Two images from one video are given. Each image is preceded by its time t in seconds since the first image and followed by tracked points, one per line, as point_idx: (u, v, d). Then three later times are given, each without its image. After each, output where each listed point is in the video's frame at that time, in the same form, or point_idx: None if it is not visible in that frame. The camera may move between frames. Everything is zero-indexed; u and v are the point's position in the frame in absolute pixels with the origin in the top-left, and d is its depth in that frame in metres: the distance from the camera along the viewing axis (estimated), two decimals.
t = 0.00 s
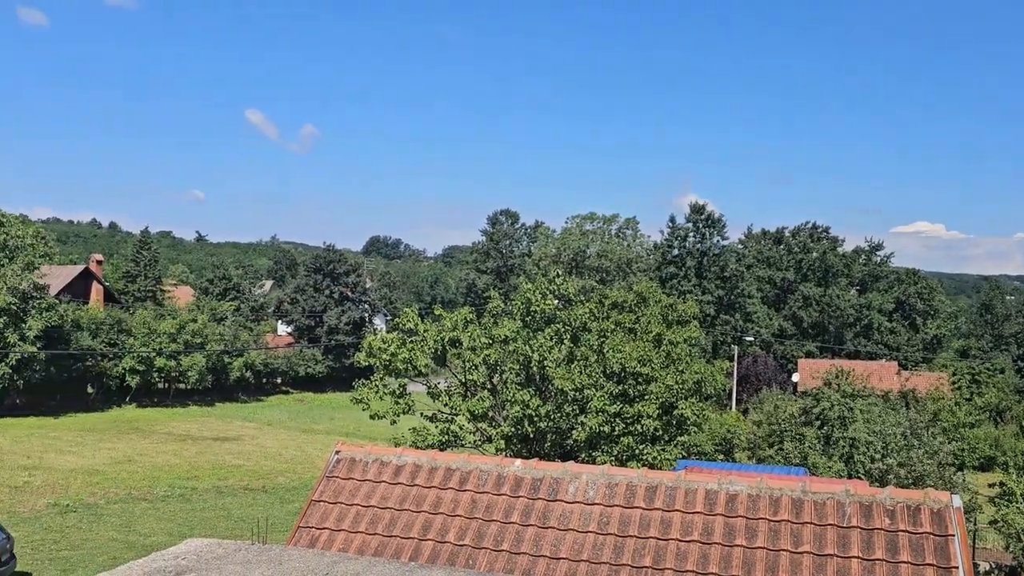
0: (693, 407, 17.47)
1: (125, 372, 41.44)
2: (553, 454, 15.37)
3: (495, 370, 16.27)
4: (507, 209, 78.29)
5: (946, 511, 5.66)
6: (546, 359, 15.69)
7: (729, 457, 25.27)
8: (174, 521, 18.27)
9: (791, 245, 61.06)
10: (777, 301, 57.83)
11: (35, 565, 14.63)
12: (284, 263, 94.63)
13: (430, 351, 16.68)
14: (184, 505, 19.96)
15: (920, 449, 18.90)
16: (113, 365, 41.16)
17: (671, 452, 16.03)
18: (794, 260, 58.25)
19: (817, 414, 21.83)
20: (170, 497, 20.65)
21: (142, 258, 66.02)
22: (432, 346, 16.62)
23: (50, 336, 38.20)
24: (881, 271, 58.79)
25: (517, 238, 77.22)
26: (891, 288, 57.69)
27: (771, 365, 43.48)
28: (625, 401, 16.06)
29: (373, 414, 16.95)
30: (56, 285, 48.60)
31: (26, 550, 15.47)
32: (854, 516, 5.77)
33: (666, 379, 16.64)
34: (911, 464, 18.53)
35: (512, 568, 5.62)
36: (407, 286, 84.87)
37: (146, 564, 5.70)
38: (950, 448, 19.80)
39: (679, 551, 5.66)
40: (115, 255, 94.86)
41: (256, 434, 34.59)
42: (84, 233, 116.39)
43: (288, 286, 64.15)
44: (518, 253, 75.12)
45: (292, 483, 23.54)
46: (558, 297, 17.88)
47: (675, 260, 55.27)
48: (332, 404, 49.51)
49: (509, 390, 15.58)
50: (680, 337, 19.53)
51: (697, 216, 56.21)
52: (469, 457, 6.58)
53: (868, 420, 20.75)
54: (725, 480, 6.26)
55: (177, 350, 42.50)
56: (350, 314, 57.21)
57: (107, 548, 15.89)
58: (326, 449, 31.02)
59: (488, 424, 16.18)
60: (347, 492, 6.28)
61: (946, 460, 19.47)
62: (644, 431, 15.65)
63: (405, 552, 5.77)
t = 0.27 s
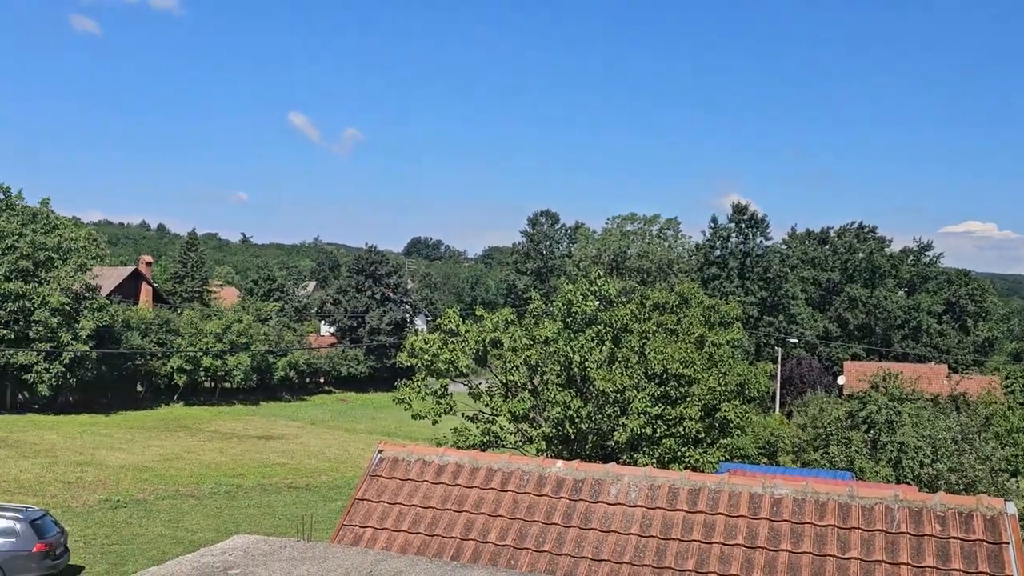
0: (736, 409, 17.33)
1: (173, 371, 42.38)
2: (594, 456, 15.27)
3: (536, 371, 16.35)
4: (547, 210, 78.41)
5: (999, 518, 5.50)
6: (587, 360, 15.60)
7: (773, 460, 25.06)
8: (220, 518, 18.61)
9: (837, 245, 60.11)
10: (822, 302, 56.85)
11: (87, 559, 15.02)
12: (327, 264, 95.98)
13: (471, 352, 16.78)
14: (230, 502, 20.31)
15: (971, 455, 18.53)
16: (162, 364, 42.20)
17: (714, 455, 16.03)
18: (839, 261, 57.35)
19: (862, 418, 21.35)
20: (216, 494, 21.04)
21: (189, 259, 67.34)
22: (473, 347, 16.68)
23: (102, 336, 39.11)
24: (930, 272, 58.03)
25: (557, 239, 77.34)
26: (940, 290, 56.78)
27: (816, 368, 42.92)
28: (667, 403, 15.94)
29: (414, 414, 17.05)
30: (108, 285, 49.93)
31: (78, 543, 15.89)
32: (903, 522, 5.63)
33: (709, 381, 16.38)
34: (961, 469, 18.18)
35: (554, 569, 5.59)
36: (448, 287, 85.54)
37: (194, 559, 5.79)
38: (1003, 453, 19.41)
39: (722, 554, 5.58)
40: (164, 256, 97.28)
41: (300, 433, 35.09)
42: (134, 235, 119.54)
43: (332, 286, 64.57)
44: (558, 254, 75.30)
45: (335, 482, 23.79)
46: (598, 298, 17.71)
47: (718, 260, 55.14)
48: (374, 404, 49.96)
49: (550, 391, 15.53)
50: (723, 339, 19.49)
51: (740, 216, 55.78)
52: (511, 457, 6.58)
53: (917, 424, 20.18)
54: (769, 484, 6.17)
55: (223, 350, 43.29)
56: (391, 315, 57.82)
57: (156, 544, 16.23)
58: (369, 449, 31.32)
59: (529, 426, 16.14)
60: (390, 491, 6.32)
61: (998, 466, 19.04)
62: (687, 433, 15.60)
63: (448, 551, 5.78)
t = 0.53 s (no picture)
0: (780, 411, 17.09)
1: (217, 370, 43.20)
2: (635, 457, 15.12)
3: (576, 372, 16.41)
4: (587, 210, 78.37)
5: None
6: (627, 361, 15.59)
7: (817, 463, 24.67)
8: (264, 515, 18.87)
9: (883, 244, 59.01)
10: (868, 302, 55.69)
11: (136, 553, 15.37)
12: (369, 264, 97.00)
13: (512, 352, 16.84)
14: (274, 500, 20.60)
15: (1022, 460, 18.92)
16: (207, 363, 43.07)
17: (756, 458, 15.86)
18: (886, 261, 56.34)
19: (911, 422, 20.86)
20: (260, 491, 21.36)
21: (234, 260, 68.42)
22: (513, 347, 16.75)
23: (151, 337, 40.38)
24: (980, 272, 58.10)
25: (597, 239, 77.31)
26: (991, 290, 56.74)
27: (862, 370, 42.42)
28: (709, 405, 15.73)
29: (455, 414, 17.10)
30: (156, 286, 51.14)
31: (128, 538, 16.26)
32: (954, 528, 5.47)
33: (752, 383, 16.11)
34: (1015, 475, 18.58)
35: (595, 570, 5.51)
36: (487, 287, 86.07)
37: (239, 555, 5.84)
38: None
39: (766, 558, 5.45)
40: (211, 256, 99.35)
41: (341, 432, 35.50)
42: (181, 237, 122.38)
43: (373, 287, 64.94)
44: (598, 254, 75.32)
45: (378, 481, 23.99)
46: (639, 299, 17.78)
47: (760, 261, 54.48)
48: (415, 404, 50.32)
49: (591, 392, 15.46)
50: (767, 339, 19.30)
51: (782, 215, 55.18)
52: (551, 457, 6.54)
53: (966, 428, 19.82)
54: (815, 487, 6.07)
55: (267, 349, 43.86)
56: (432, 315, 58.28)
57: (202, 540, 16.51)
58: (411, 448, 31.51)
59: (569, 426, 16.06)
60: (431, 490, 6.33)
61: None
62: (729, 435, 15.41)
63: (489, 551, 5.75)
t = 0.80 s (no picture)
0: (823, 413, 17.15)
1: (261, 369, 44.05)
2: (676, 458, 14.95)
3: (616, 372, 16.16)
4: (627, 209, 78.06)
5: None
6: (668, 361, 15.38)
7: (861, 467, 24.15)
8: (307, 513, 19.09)
9: (931, 243, 57.68)
10: (913, 303, 54.74)
11: (183, 548, 15.68)
12: (409, 264, 97.70)
13: (551, 352, 16.55)
14: (316, 497, 20.85)
15: None
16: (251, 362, 43.80)
17: (800, 459, 15.96)
18: (933, 260, 55.25)
19: (961, 424, 20.40)
20: (303, 489, 21.65)
21: (276, 261, 69.29)
22: (553, 347, 16.43)
23: (198, 337, 41.47)
24: None
25: (636, 239, 77.09)
26: None
27: (908, 372, 41.71)
28: (751, 406, 15.79)
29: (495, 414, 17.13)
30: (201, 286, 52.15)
31: (175, 532, 16.59)
32: (1007, 534, 5.31)
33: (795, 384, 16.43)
34: None
35: (637, 571, 5.45)
36: (526, 287, 86.39)
37: (284, 551, 5.92)
38: None
39: (811, 562, 5.36)
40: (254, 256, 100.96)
41: (382, 431, 35.84)
42: (225, 237, 124.73)
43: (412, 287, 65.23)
44: (636, 254, 75.11)
45: (418, 479, 24.15)
46: (680, 298, 16.99)
47: (803, 260, 52.49)
48: (455, 403, 50.66)
49: (631, 392, 15.32)
50: (810, 340, 19.02)
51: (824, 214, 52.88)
52: (592, 458, 6.49)
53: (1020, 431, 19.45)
54: (861, 490, 5.92)
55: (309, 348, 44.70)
56: (471, 315, 58.52)
57: (247, 536, 16.77)
58: (451, 447, 31.66)
59: (610, 426, 15.78)
60: (472, 489, 6.33)
61: None
62: (772, 436, 15.44)
63: (529, 551, 5.73)
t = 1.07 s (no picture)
0: (870, 414, 16.60)
1: (303, 367, 44.84)
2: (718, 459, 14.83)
3: (657, 371, 15.96)
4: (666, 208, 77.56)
5: None
6: (710, 361, 15.42)
7: (908, 470, 23.46)
8: (348, 510, 19.28)
9: (981, 240, 56.18)
10: (962, 302, 53.56)
11: (228, 543, 15.95)
12: (447, 263, 98.04)
13: (592, 352, 16.40)
14: (358, 494, 21.06)
15: None
16: (292, 360, 44.60)
17: (845, 461, 15.47)
18: (982, 258, 54.00)
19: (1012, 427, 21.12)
20: (345, 486, 21.90)
21: (317, 260, 69.98)
22: (593, 346, 16.27)
23: (242, 335, 42.27)
24: None
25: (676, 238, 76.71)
26: None
27: (957, 373, 41.02)
28: (794, 406, 15.55)
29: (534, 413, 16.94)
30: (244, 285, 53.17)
31: (220, 527, 16.88)
32: None
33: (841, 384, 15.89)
34: None
35: (680, 573, 5.40)
36: (564, 286, 86.41)
37: (328, 548, 5.97)
38: None
39: (859, 565, 5.24)
40: (296, 255, 102.28)
41: (422, 429, 36.11)
42: (268, 237, 126.76)
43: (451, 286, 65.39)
44: (676, 253, 74.72)
45: (458, 478, 24.24)
46: (722, 298, 16.89)
47: (848, 258, 50.52)
48: (494, 402, 50.86)
49: (672, 392, 15.21)
50: (855, 340, 18.72)
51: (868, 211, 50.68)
52: (633, 458, 6.44)
53: None
54: (910, 493, 5.76)
55: (351, 347, 45.63)
56: (510, 314, 58.62)
57: (290, 532, 16.97)
58: (492, 446, 31.70)
59: (651, 426, 15.68)
60: (512, 488, 6.32)
61: None
62: (816, 437, 15.09)
63: (571, 550, 5.70)
